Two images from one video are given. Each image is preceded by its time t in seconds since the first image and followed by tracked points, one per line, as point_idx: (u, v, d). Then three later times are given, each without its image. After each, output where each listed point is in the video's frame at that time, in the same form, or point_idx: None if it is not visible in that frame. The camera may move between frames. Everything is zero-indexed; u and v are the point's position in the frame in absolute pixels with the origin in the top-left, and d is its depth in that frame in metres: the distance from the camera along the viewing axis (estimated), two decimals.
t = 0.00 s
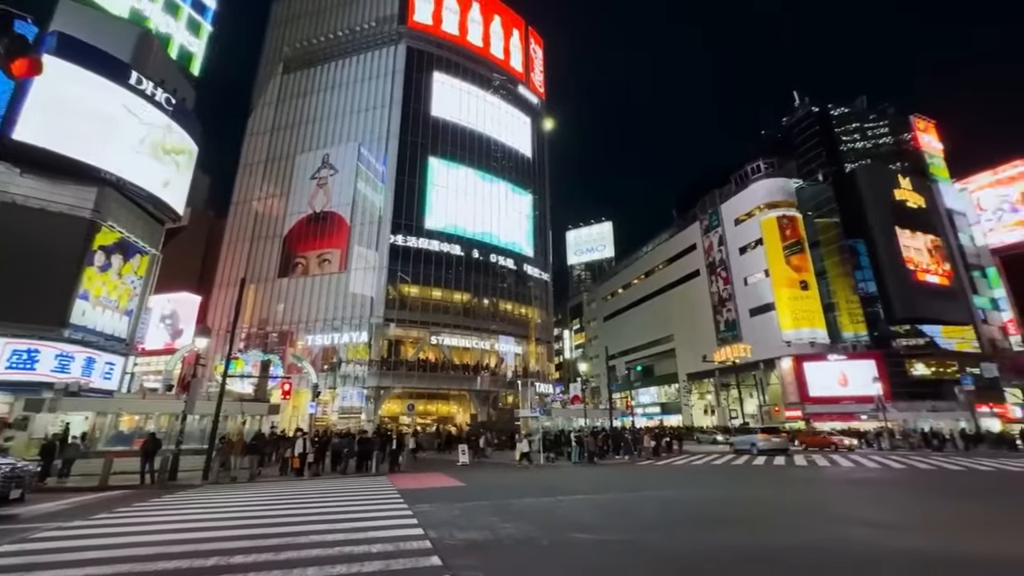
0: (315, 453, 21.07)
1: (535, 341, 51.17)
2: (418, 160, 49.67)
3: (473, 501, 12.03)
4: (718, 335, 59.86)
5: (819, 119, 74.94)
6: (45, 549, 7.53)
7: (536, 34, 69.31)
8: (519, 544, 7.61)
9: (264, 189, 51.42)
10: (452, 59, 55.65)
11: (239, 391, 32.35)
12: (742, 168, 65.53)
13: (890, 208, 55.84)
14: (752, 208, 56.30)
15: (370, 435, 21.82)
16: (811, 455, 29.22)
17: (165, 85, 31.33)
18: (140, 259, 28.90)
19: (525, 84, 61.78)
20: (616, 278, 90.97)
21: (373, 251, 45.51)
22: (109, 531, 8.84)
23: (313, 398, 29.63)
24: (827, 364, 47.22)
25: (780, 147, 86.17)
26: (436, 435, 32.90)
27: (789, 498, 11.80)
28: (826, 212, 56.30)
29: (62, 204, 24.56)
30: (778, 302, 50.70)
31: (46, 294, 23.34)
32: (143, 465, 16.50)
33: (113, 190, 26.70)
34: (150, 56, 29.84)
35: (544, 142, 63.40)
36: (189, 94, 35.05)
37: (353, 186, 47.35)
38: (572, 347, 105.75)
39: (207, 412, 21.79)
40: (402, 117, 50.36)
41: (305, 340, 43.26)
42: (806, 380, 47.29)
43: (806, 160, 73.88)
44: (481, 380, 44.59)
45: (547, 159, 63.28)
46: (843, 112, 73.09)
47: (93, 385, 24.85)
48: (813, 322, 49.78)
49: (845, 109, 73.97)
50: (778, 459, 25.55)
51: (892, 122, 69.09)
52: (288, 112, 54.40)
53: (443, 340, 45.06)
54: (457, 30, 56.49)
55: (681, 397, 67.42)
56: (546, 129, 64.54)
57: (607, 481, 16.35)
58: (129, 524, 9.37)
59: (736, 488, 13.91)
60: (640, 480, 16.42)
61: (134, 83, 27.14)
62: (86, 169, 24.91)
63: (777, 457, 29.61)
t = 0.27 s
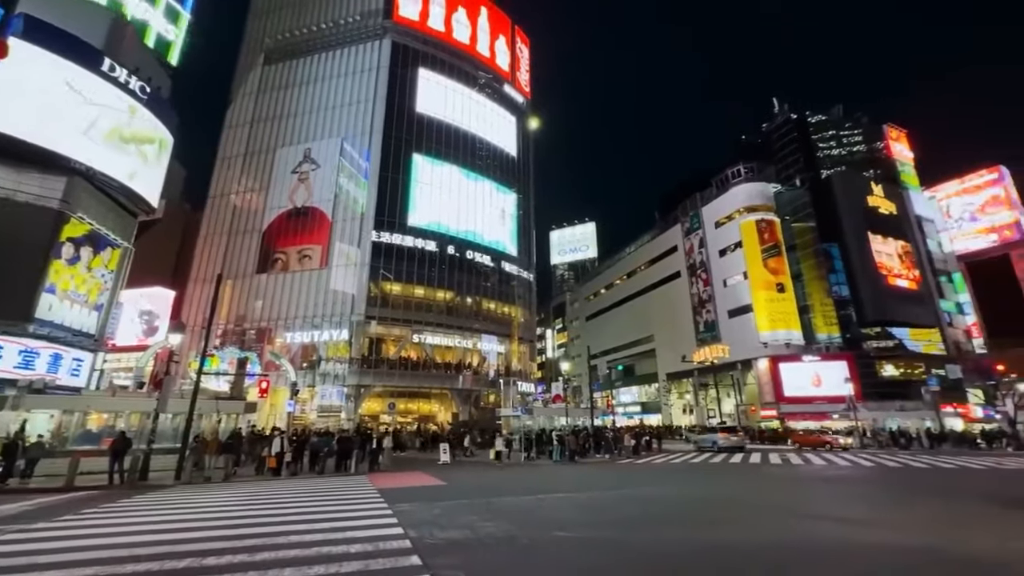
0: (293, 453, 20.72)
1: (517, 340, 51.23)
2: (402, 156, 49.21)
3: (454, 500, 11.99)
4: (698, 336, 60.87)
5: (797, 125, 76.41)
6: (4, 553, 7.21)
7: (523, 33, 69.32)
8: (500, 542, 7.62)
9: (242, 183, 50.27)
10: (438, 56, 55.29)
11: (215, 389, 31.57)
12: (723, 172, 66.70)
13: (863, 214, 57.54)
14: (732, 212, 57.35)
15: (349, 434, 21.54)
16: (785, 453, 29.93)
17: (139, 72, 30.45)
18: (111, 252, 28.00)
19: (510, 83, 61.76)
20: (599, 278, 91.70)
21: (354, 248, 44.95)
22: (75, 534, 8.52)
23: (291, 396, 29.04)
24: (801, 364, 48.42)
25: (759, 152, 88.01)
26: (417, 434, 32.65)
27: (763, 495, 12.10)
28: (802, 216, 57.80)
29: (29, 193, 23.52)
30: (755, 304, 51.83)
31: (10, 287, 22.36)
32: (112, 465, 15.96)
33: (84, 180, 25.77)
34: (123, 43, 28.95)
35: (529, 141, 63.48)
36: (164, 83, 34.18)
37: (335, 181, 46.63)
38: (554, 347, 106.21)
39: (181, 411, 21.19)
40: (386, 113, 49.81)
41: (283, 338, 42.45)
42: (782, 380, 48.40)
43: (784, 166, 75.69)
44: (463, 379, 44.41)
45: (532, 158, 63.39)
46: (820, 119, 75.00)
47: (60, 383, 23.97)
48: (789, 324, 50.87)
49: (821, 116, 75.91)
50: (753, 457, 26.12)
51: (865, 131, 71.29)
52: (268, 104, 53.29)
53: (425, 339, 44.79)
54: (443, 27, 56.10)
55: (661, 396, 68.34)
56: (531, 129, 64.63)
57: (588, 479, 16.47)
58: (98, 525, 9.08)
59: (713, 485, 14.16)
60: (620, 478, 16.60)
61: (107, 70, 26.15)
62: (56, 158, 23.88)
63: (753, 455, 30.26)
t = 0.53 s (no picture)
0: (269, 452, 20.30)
1: (500, 338, 51.21)
2: (385, 152, 48.66)
3: (435, 499, 11.91)
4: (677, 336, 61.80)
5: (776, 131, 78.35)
6: None
7: (509, 32, 69.24)
8: (480, 541, 7.59)
9: (220, 175, 49.03)
10: (423, 52, 54.83)
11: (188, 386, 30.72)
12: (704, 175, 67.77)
13: (838, 220, 59.18)
14: (712, 214, 58.32)
15: (329, 433, 21.21)
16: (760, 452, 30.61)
17: (110, 58, 29.33)
18: (78, 244, 26.97)
19: (496, 81, 61.64)
20: (581, 278, 92.31)
21: (336, 244, 44.29)
22: (38, 536, 8.17)
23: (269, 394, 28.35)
24: (776, 365, 49.54)
25: (739, 157, 89.72)
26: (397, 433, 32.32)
27: (739, 492, 12.34)
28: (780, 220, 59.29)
29: None
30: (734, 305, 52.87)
31: None
32: (78, 465, 15.40)
33: (48, 167, 24.63)
34: (94, 29, 27.81)
35: (513, 140, 63.47)
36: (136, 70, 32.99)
37: (316, 176, 45.82)
38: (536, 346, 106.48)
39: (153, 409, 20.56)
40: (370, 108, 49.16)
41: (261, 335, 41.57)
42: (758, 380, 49.45)
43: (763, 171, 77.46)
44: (445, 378, 44.17)
45: (516, 157, 63.40)
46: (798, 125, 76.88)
47: (22, 380, 23.02)
48: (765, 326, 51.84)
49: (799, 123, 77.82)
50: (729, 455, 26.65)
51: (840, 138, 73.37)
52: (248, 96, 52.06)
53: (407, 337, 44.45)
54: (429, 23, 55.65)
55: (641, 396, 69.19)
56: (516, 128, 64.61)
57: (568, 478, 16.57)
58: (61, 528, 8.70)
59: (690, 483, 14.40)
60: (600, 476, 16.74)
61: (77, 55, 24.81)
62: (20, 145, 22.60)
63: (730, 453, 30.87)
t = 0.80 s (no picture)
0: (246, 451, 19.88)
1: (483, 337, 51.15)
2: (368, 147, 48.05)
3: (416, 498, 11.85)
4: (658, 336, 62.64)
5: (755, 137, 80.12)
6: None
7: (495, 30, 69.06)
8: (461, 539, 7.60)
9: (197, 167, 47.74)
10: (409, 47, 54.28)
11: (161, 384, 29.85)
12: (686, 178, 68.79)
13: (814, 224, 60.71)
14: (694, 216, 59.23)
15: (308, 431, 20.89)
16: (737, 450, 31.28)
17: (82, 44, 28.31)
18: (45, 236, 25.97)
19: (481, 79, 61.44)
20: (564, 278, 92.76)
21: (317, 240, 43.60)
22: None
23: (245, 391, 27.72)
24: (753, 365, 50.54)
25: (720, 160, 91.29)
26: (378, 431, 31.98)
27: (715, 489, 12.62)
28: (759, 224, 60.72)
29: None
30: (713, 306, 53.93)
31: None
32: (43, 465, 14.83)
33: (14, 156, 23.63)
34: (63, 12, 26.74)
35: (499, 138, 63.37)
36: (110, 57, 31.95)
37: (297, 170, 44.95)
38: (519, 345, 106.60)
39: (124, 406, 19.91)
40: (353, 102, 48.44)
41: (238, 331, 40.65)
42: (735, 380, 50.39)
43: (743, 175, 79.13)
44: (427, 376, 43.93)
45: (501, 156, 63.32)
46: (777, 131, 78.63)
47: None
48: (743, 326, 53.11)
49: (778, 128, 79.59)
50: (707, 454, 27.16)
51: (817, 144, 75.29)
52: (227, 86, 50.77)
53: (388, 335, 44.06)
54: (414, 18, 55.10)
55: (622, 394, 69.94)
56: (502, 126, 64.51)
57: (549, 476, 16.66)
58: (25, 529, 8.40)
59: (669, 481, 14.66)
60: (581, 474, 16.89)
61: (45, 38, 23.72)
62: None
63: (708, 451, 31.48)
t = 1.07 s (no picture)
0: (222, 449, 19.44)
1: (466, 335, 51.01)
2: (352, 142, 47.42)
3: (397, 497, 11.77)
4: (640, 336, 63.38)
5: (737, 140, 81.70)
6: None
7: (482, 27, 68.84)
8: (443, 538, 7.57)
9: (173, 158, 46.44)
10: (394, 41, 53.69)
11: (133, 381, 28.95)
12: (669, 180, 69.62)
13: (792, 227, 61.98)
14: (676, 218, 60.03)
15: (286, 430, 20.52)
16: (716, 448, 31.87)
17: (51, 27, 27.18)
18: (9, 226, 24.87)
19: (468, 76, 61.21)
20: (548, 277, 93.08)
21: (297, 235, 42.91)
22: None
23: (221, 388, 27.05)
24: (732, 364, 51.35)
25: (702, 162, 92.59)
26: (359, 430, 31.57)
27: (694, 487, 12.84)
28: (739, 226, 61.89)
29: None
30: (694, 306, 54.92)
31: None
32: (6, 465, 14.24)
33: None
34: None
35: (484, 136, 63.21)
36: (82, 43, 30.83)
37: (278, 164, 44.09)
38: (502, 343, 106.60)
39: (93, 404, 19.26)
40: (337, 96, 47.72)
41: (215, 328, 39.68)
42: (714, 380, 51.22)
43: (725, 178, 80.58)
44: (409, 374, 43.64)
45: (487, 154, 63.18)
46: (757, 135, 80.25)
47: None
48: (722, 326, 54.49)
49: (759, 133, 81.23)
50: (686, 451, 27.62)
51: (796, 149, 76.96)
52: (205, 76, 49.49)
53: (370, 332, 43.62)
54: (400, 12, 54.55)
55: (604, 393, 70.56)
56: (487, 124, 64.37)
57: (531, 474, 16.75)
58: None
59: (649, 478, 14.87)
60: (563, 472, 17.02)
61: (11, 20, 22.58)
62: None
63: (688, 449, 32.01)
